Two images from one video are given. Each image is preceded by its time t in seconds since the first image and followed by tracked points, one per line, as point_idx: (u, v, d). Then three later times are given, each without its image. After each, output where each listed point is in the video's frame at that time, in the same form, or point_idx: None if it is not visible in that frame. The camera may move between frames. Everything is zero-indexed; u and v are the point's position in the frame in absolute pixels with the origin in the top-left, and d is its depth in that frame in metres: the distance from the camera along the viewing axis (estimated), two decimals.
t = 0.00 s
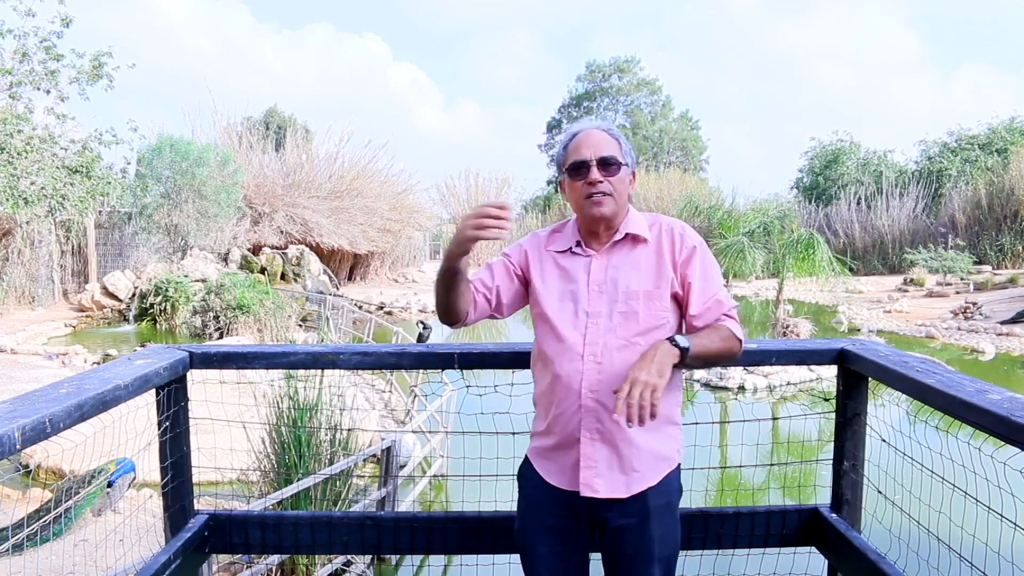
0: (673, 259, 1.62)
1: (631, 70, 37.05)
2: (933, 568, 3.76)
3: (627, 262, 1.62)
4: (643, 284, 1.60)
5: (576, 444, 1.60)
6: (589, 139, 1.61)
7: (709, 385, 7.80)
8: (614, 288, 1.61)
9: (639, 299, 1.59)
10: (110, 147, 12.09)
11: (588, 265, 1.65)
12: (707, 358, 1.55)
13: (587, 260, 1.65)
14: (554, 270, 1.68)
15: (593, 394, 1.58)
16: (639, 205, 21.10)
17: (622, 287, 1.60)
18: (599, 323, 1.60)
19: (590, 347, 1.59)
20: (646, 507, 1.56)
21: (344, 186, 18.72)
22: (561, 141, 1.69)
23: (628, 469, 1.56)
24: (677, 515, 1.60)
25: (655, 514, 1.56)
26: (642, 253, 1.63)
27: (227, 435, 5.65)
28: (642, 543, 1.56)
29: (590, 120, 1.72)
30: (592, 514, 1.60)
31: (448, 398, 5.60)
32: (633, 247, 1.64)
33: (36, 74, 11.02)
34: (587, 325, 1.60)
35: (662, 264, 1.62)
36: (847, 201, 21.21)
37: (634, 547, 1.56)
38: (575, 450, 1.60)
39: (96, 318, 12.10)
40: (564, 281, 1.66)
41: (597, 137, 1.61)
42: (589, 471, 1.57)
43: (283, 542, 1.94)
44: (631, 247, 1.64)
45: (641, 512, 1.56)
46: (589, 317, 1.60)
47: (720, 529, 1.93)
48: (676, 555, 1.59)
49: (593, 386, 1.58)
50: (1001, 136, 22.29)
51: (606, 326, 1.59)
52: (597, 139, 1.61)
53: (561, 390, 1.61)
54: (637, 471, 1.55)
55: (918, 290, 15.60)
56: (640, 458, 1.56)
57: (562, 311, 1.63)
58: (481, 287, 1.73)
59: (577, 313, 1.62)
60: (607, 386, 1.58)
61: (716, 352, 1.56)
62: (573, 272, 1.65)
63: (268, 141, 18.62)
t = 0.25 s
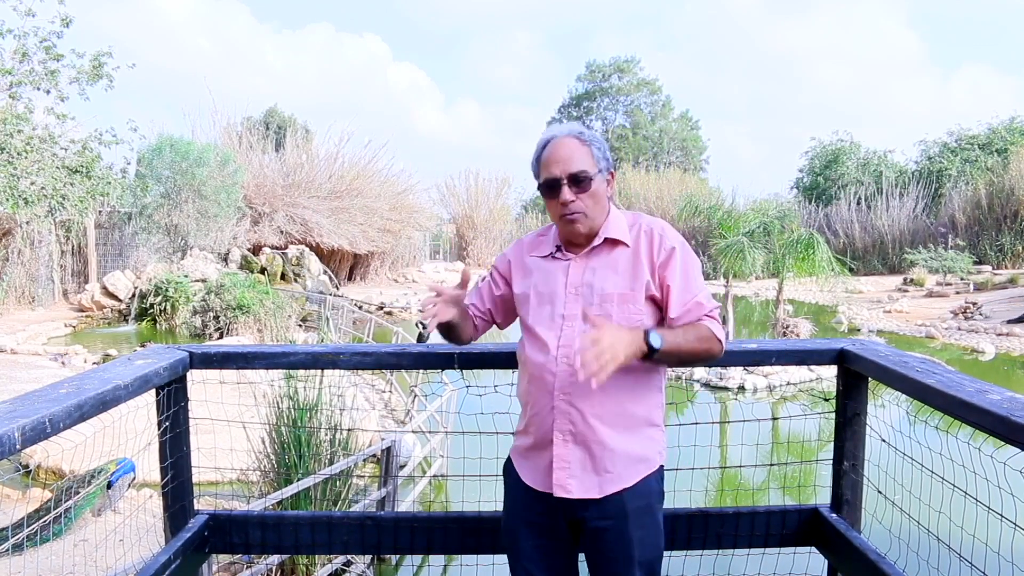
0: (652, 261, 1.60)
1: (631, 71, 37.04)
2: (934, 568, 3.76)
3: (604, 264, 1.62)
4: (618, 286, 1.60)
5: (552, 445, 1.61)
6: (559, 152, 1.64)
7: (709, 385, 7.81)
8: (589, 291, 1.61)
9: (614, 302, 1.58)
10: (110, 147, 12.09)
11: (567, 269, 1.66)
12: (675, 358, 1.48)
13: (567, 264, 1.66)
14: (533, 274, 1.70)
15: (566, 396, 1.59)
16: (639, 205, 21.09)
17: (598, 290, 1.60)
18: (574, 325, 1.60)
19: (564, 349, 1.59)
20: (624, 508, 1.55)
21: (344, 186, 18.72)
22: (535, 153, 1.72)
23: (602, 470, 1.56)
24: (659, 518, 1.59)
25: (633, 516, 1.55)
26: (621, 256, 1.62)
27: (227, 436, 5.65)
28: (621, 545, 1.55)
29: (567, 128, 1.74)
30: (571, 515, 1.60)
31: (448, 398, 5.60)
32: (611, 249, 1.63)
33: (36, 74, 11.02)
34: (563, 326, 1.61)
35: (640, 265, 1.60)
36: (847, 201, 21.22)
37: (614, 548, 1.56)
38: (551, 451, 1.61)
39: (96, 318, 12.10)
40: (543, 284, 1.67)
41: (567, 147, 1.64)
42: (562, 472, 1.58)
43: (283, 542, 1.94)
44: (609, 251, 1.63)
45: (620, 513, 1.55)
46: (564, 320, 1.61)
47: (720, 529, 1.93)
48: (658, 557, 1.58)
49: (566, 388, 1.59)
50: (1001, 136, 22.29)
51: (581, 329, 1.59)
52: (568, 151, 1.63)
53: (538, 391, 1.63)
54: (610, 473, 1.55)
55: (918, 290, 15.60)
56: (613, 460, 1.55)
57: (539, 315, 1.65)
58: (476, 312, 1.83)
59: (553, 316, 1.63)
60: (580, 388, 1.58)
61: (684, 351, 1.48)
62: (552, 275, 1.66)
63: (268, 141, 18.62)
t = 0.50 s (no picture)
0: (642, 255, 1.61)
1: (631, 71, 37.06)
2: (934, 568, 3.77)
3: (594, 259, 1.62)
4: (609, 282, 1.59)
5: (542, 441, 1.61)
6: (543, 167, 1.56)
7: (709, 385, 7.81)
8: (578, 288, 1.60)
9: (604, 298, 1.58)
10: (110, 147, 12.08)
11: (556, 265, 1.65)
12: (681, 318, 1.52)
13: (556, 258, 1.65)
14: (523, 269, 1.68)
15: (557, 391, 1.58)
16: (639, 205, 21.10)
17: (587, 285, 1.60)
18: (565, 320, 1.59)
19: (555, 345, 1.59)
20: (617, 502, 1.56)
21: (344, 186, 18.73)
22: (519, 155, 1.66)
23: (593, 464, 1.56)
24: (653, 513, 1.60)
25: (627, 509, 1.56)
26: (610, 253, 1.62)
27: (227, 436, 5.64)
28: (616, 539, 1.56)
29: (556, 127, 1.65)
30: (563, 511, 1.60)
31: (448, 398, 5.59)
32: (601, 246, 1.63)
33: (36, 74, 11.02)
34: (553, 322, 1.61)
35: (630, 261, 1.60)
36: (847, 201, 21.22)
37: (609, 542, 1.57)
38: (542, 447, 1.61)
39: (96, 318, 12.10)
40: (533, 279, 1.66)
41: (552, 164, 1.56)
42: (553, 467, 1.58)
43: (283, 542, 1.94)
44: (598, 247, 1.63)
45: (615, 508, 1.56)
46: (555, 315, 1.61)
47: (720, 529, 1.93)
48: (652, 553, 1.59)
49: (558, 383, 1.59)
50: (1001, 136, 22.30)
51: (572, 323, 1.59)
52: (554, 160, 1.57)
53: (528, 387, 1.63)
54: (602, 467, 1.55)
55: (918, 290, 15.60)
56: (605, 454, 1.56)
57: (530, 310, 1.64)
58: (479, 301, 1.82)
59: (544, 310, 1.62)
60: (572, 383, 1.58)
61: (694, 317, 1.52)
62: (542, 270, 1.65)
63: (268, 141, 18.62)
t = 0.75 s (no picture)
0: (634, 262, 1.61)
1: (631, 71, 37.07)
2: (934, 568, 3.77)
3: (590, 263, 1.62)
4: (605, 286, 1.60)
5: (540, 445, 1.61)
6: (550, 147, 1.60)
7: (709, 385, 7.82)
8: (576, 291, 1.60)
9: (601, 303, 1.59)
10: (110, 147, 12.08)
11: (552, 266, 1.64)
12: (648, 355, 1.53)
13: (552, 260, 1.65)
14: (517, 271, 1.67)
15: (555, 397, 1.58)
16: (639, 205, 21.11)
17: (584, 289, 1.60)
18: (562, 324, 1.59)
19: (552, 350, 1.59)
20: (614, 501, 1.56)
21: (344, 186, 18.72)
22: (522, 146, 1.68)
23: (591, 467, 1.56)
24: (647, 511, 1.61)
25: (624, 508, 1.57)
26: (605, 256, 1.63)
27: (227, 436, 5.65)
28: (613, 538, 1.57)
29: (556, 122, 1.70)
30: (560, 510, 1.60)
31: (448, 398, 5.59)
32: (597, 248, 1.63)
33: (36, 74, 11.02)
34: (549, 326, 1.60)
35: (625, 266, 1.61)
36: (847, 201, 21.22)
37: (606, 541, 1.57)
38: (539, 449, 1.61)
39: (96, 318, 12.09)
40: (527, 281, 1.65)
41: (558, 145, 1.60)
42: (552, 471, 1.57)
43: (284, 542, 1.94)
44: (594, 250, 1.64)
45: (612, 506, 1.56)
46: (552, 320, 1.60)
47: (720, 529, 1.93)
48: (649, 551, 1.60)
49: (556, 389, 1.58)
50: (1001, 136, 22.29)
51: (569, 329, 1.59)
52: (559, 146, 1.60)
53: (523, 391, 1.62)
54: (599, 470, 1.56)
55: (918, 290, 15.59)
56: (603, 456, 1.57)
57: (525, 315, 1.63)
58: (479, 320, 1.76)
59: (540, 314, 1.61)
60: (569, 389, 1.58)
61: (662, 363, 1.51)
62: (538, 273, 1.64)
63: (268, 141, 18.63)
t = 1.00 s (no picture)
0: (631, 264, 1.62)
1: (631, 70, 37.06)
2: (933, 568, 3.77)
3: (590, 263, 1.63)
4: (605, 288, 1.60)
5: (537, 445, 1.60)
6: (555, 138, 1.63)
7: (709, 385, 7.82)
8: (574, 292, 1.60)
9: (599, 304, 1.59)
10: (111, 147, 12.07)
11: (552, 266, 1.65)
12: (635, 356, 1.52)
13: (552, 260, 1.65)
14: (515, 269, 1.67)
15: (554, 397, 1.58)
16: (639, 205, 21.11)
17: (584, 291, 1.61)
18: (561, 325, 1.59)
19: (552, 350, 1.58)
20: (611, 501, 1.57)
21: (344, 186, 18.72)
22: (527, 141, 1.71)
23: (588, 467, 1.57)
24: (643, 510, 1.62)
25: (620, 508, 1.58)
26: (603, 256, 1.64)
27: (227, 436, 5.65)
28: (610, 537, 1.58)
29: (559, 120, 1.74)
30: (557, 510, 1.60)
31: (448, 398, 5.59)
32: (595, 248, 1.64)
33: (36, 74, 11.01)
34: (549, 326, 1.60)
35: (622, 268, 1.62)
36: (847, 201, 21.22)
37: (603, 540, 1.58)
38: (536, 450, 1.61)
39: (96, 318, 12.09)
40: (527, 279, 1.64)
41: (563, 136, 1.63)
42: (550, 471, 1.57)
43: (283, 542, 1.94)
44: (595, 251, 1.64)
45: (608, 506, 1.57)
46: (552, 320, 1.60)
47: (719, 529, 1.93)
48: (645, 550, 1.61)
49: (554, 390, 1.58)
50: (1001, 136, 22.29)
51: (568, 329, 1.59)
52: (563, 139, 1.63)
53: (521, 391, 1.62)
54: (596, 470, 1.57)
55: (918, 290, 15.59)
56: (599, 457, 1.57)
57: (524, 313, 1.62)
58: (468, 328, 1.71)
59: (539, 314, 1.61)
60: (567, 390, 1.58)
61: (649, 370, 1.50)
62: (537, 271, 1.64)
63: (268, 141, 18.63)
